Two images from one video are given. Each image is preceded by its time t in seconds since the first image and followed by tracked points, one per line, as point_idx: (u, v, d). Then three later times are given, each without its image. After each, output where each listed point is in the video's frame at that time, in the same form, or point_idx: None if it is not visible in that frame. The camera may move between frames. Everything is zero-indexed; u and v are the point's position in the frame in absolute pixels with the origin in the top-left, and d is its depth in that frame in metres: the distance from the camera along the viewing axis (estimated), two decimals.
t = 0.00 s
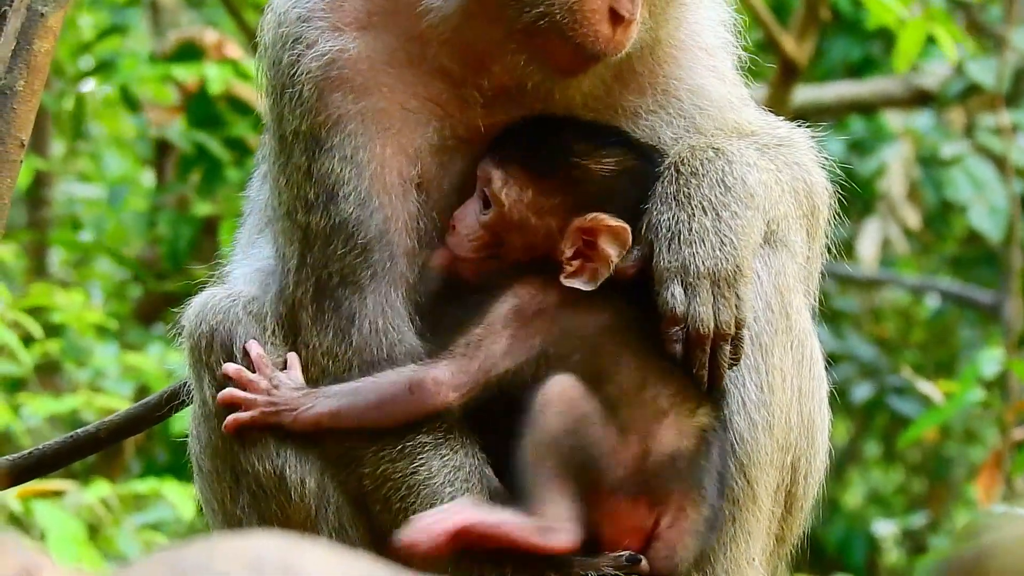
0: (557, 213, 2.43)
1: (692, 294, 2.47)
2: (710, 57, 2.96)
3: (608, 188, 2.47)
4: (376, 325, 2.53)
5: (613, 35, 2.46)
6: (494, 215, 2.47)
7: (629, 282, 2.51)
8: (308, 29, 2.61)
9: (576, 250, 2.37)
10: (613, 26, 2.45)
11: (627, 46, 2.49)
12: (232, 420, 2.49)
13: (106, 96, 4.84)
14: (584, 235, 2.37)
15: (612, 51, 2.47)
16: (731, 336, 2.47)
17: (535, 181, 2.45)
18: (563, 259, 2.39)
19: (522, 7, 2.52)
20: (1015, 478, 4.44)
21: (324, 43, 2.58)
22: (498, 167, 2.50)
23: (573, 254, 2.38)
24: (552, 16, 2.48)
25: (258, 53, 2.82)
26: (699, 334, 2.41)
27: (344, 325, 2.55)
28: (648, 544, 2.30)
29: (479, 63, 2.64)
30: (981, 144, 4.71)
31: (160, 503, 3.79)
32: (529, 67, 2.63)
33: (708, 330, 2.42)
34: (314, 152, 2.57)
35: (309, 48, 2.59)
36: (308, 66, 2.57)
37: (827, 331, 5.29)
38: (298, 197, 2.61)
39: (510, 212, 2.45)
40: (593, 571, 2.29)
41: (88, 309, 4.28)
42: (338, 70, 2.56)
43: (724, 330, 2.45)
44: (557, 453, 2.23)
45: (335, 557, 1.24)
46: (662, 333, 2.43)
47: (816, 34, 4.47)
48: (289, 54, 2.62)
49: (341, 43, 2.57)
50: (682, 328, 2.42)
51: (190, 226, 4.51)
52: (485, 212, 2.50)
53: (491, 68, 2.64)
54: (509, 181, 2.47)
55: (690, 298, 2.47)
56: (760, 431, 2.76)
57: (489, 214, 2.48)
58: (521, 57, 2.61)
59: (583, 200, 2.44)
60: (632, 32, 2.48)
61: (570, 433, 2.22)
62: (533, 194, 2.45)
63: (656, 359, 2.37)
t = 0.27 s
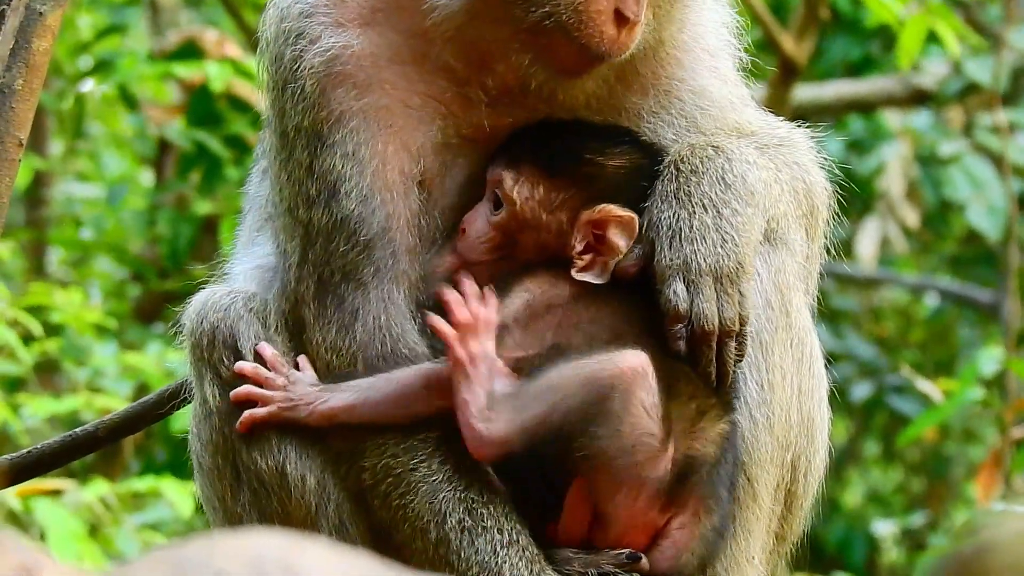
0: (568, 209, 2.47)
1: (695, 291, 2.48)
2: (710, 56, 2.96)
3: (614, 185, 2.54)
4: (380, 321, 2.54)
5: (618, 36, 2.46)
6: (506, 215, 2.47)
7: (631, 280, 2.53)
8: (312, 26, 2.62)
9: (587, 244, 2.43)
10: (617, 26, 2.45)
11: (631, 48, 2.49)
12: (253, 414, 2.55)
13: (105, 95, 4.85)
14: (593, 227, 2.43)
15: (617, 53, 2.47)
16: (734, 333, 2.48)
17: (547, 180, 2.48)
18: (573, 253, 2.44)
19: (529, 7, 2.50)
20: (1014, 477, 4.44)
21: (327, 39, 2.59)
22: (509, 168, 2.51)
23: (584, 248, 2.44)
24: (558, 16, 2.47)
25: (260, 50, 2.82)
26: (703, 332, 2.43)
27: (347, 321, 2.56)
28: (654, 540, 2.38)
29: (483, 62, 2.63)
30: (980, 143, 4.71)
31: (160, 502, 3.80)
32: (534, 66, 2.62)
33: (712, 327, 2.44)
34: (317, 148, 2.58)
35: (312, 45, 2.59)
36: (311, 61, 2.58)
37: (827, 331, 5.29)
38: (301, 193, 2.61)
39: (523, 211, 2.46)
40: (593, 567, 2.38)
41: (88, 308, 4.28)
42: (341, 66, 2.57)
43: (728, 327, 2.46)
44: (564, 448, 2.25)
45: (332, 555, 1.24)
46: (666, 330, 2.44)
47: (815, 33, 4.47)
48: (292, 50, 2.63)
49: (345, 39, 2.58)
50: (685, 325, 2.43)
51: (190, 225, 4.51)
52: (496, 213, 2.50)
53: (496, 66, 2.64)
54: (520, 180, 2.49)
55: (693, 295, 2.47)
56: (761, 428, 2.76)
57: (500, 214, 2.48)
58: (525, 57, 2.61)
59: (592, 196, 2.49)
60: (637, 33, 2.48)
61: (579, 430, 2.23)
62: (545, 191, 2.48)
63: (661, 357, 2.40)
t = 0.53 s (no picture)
0: (548, 210, 2.49)
1: (690, 290, 2.48)
2: (713, 56, 2.95)
3: (601, 189, 2.54)
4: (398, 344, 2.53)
5: (627, 39, 2.48)
6: (486, 213, 2.50)
7: (626, 278, 2.53)
8: (316, 24, 2.61)
9: (567, 247, 2.42)
10: (627, 28, 2.47)
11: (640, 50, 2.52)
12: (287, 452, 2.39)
13: (105, 95, 4.85)
14: (574, 231, 2.42)
15: (625, 55, 2.50)
16: (727, 333, 2.47)
17: (530, 180, 2.51)
18: (553, 255, 2.43)
19: (538, 8, 2.51)
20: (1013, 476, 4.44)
21: (332, 37, 2.58)
22: (494, 168, 2.54)
23: (563, 250, 2.42)
24: (568, 18, 2.48)
25: (263, 47, 2.82)
26: (696, 330, 2.42)
27: (345, 319, 2.56)
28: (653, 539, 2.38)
29: (489, 64, 2.64)
30: (979, 143, 4.71)
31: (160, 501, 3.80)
32: (541, 68, 2.64)
33: (705, 326, 2.43)
34: (319, 146, 2.57)
35: (316, 42, 2.59)
36: (315, 58, 2.57)
37: (826, 330, 5.30)
38: (302, 191, 2.61)
39: (503, 210, 2.49)
40: (593, 568, 2.37)
41: (88, 308, 4.28)
42: (345, 63, 2.56)
43: (722, 327, 2.45)
44: (557, 448, 2.25)
45: (329, 556, 1.24)
46: (660, 328, 2.44)
47: (814, 32, 4.47)
48: (295, 47, 2.62)
49: (350, 37, 2.58)
50: (679, 324, 2.43)
51: (190, 225, 4.51)
52: (476, 211, 2.54)
53: (502, 68, 2.65)
54: (502, 179, 2.52)
55: (687, 294, 2.47)
56: (760, 427, 2.76)
57: (480, 212, 2.52)
58: (534, 58, 2.62)
59: (577, 198, 2.50)
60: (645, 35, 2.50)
61: (574, 431, 2.24)
62: (527, 191, 2.50)
63: (655, 355, 2.42)
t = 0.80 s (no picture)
0: (564, 209, 2.52)
1: (691, 293, 2.47)
2: (708, 57, 2.95)
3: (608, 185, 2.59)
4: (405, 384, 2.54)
5: (626, 44, 2.48)
6: (503, 215, 2.52)
7: (627, 282, 2.51)
8: (313, 22, 2.60)
9: (584, 246, 2.47)
10: (626, 34, 2.48)
11: (638, 55, 2.52)
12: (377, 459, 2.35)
13: (100, 91, 4.84)
14: (589, 230, 2.47)
15: (624, 60, 2.50)
16: (731, 333, 2.48)
17: (543, 181, 2.53)
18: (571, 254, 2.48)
19: (537, 11, 2.51)
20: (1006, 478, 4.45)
21: (329, 36, 2.57)
22: (507, 169, 2.56)
23: (581, 250, 2.47)
24: (567, 22, 2.48)
25: (258, 45, 2.80)
26: (701, 332, 2.44)
27: (340, 318, 2.56)
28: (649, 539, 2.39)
29: (488, 66, 2.65)
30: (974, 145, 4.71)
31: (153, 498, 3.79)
32: (541, 71, 2.63)
33: (710, 327, 2.45)
34: (314, 145, 2.55)
35: (313, 41, 2.57)
36: (312, 57, 2.56)
37: (820, 331, 5.30)
38: (296, 190, 2.59)
39: (519, 212, 2.51)
40: (588, 569, 2.37)
41: (81, 304, 4.27)
42: (342, 62, 2.56)
43: (725, 328, 2.47)
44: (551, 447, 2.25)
45: (326, 557, 1.23)
46: (666, 332, 2.46)
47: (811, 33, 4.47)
48: (292, 46, 2.60)
49: (348, 36, 2.57)
50: (685, 327, 2.44)
51: (184, 222, 4.50)
52: (491, 212, 2.55)
53: (502, 71, 2.65)
54: (517, 180, 2.53)
55: (689, 296, 2.47)
56: (757, 428, 2.76)
57: (496, 213, 2.54)
58: (534, 62, 2.62)
59: (590, 198, 2.54)
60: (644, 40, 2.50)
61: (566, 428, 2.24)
62: (542, 193, 2.52)
63: (660, 360, 2.44)
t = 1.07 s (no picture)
0: (559, 199, 2.50)
1: (685, 291, 2.47)
2: (702, 59, 2.95)
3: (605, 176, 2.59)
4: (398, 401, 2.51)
5: (623, 43, 2.50)
6: (500, 209, 2.52)
7: (619, 282, 2.49)
8: (305, 22, 2.60)
9: (581, 232, 2.46)
10: (623, 32, 2.49)
11: (635, 54, 2.53)
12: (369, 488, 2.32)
13: (91, 92, 4.83)
14: (587, 216, 2.47)
15: (621, 60, 2.51)
16: (725, 334, 2.47)
17: (538, 174, 2.52)
18: (567, 242, 2.46)
19: (534, 12, 2.52)
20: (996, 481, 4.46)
21: (322, 36, 2.57)
22: (505, 166, 2.56)
23: (578, 236, 2.46)
24: (564, 22, 2.49)
25: (250, 44, 2.80)
26: (694, 331, 2.41)
27: (329, 317, 2.54)
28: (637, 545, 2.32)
29: (482, 67, 2.64)
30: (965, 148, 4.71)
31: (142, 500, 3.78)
32: (538, 71, 2.62)
33: (704, 326, 2.42)
34: (305, 144, 2.55)
35: (306, 41, 2.57)
36: (304, 56, 2.56)
37: (811, 334, 5.31)
38: (287, 189, 2.59)
39: (515, 206, 2.50)
40: (577, 570, 2.32)
41: (71, 305, 4.26)
42: (335, 62, 2.56)
43: (718, 328, 2.45)
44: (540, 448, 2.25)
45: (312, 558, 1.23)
46: (655, 329, 2.40)
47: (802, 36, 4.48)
48: (284, 45, 2.60)
49: (341, 36, 2.57)
50: (676, 326, 2.40)
51: (175, 223, 4.49)
52: (489, 208, 2.55)
53: (498, 72, 2.65)
54: (512, 176, 2.53)
55: (682, 295, 2.46)
56: (748, 430, 2.77)
57: (494, 209, 2.53)
58: (531, 62, 2.61)
59: (589, 185, 2.53)
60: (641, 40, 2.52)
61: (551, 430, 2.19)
62: (537, 184, 2.51)
63: (653, 360, 2.36)
